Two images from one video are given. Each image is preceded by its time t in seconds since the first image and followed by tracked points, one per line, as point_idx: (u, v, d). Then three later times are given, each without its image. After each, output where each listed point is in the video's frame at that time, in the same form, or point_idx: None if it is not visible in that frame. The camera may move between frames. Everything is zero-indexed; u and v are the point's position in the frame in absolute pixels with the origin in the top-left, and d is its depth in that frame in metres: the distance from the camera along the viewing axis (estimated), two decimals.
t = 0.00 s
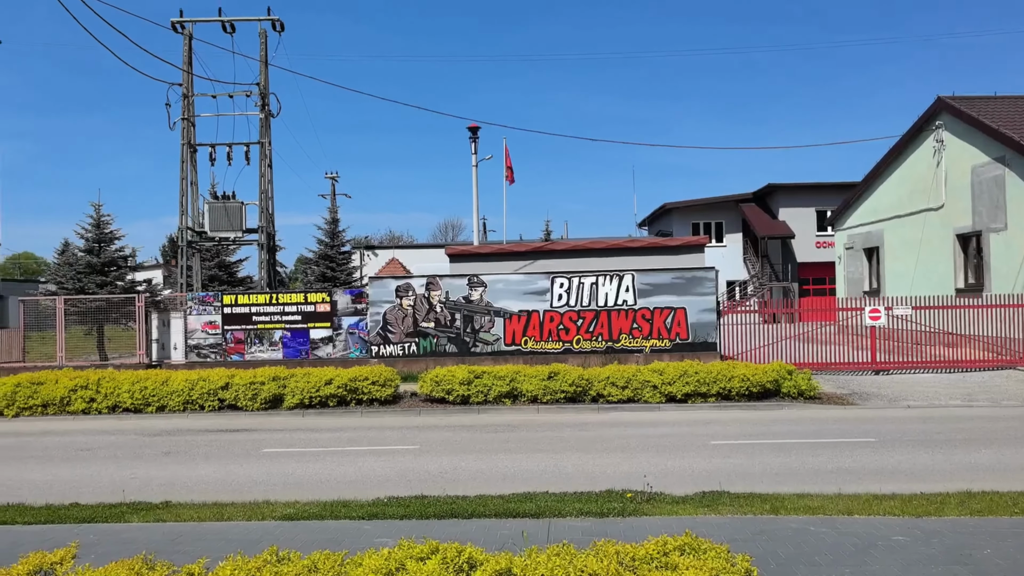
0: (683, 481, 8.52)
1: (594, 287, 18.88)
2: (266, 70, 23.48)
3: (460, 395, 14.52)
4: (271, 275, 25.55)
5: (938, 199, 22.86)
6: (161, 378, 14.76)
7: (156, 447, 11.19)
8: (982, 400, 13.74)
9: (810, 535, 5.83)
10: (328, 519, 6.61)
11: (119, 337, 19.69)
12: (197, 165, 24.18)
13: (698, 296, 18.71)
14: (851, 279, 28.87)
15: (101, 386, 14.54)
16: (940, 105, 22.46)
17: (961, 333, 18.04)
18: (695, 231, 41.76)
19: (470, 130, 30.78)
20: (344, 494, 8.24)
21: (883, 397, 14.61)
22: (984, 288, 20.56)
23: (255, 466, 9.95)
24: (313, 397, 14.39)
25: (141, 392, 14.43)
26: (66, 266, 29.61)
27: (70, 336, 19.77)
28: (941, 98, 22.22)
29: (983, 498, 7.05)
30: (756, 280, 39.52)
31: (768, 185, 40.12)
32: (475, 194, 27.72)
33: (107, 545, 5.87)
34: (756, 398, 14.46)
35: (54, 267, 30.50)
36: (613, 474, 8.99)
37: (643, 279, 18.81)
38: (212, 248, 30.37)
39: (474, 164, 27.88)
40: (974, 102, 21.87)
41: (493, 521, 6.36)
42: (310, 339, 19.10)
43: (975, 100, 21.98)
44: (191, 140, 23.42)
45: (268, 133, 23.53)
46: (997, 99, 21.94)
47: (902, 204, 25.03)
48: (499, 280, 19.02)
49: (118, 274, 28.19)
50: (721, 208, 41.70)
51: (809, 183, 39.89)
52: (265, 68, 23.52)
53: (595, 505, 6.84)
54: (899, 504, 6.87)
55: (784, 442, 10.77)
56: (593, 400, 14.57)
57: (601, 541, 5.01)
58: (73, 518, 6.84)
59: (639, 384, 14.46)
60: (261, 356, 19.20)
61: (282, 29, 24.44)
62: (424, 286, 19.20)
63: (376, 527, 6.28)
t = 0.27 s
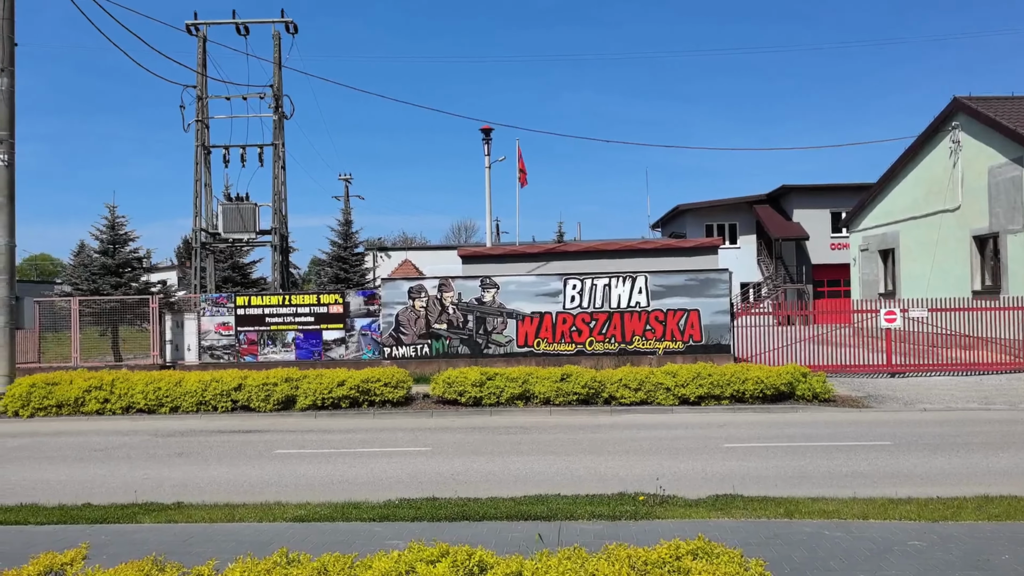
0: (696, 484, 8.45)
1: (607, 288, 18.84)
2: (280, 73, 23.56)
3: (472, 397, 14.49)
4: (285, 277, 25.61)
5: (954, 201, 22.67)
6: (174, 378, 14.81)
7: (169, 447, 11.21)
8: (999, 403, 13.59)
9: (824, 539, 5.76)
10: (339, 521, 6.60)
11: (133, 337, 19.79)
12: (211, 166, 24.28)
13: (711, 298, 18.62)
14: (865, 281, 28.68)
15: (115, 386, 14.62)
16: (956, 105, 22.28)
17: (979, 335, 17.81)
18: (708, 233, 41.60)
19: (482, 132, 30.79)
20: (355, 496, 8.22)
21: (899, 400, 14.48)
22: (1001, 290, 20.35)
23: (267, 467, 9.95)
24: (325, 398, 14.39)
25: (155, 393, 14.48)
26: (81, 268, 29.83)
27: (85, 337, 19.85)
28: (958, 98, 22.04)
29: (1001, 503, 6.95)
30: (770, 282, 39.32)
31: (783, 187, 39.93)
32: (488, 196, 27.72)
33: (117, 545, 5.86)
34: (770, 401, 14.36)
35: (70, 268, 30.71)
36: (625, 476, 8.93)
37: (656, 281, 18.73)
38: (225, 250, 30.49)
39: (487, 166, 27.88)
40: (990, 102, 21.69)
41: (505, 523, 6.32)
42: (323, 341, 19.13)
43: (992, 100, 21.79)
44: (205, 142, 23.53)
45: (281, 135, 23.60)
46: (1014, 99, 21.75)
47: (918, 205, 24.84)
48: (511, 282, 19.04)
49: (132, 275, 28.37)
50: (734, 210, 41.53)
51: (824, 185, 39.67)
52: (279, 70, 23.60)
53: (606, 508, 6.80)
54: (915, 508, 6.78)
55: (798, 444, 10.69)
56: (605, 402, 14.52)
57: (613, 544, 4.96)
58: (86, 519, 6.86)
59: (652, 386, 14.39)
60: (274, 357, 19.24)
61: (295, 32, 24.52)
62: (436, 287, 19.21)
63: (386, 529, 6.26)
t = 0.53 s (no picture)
0: (706, 486, 8.39)
1: (617, 290, 18.79)
2: (290, 75, 23.62)
3: (482, 399, 14.47)
4: (295, 278, 25.65)
5: (967, 202, 22.53)
6: (185, 379, 14.83)
7: (179, 448, 11.24)
8: (1013, 406, 13.48)
9: (835, 543, 5.71)
10: (348, 522, 6.58)
11: (143, 339, 19.87)
12: (222, 168, 24.34)
13: (722, 299, 18.55)
14: (877, 283, 28.52)
15: (126, 387, 14.65)
16: (969, 106, 22.13)
17: (991, 338, 17.74)
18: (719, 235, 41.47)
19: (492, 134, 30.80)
20: (364, 498, 8.20)
21: (912, 403, 14.37)
22: (1014, 292, 20.21)
23: (276, 468, 9.95)
24: (335, 400, 14.39)
25: (165, 394, 14.52)
26: (93, 269, 29.97)
27: (97, 338, 19.89)
28: (971, 99, 21.91)
29: (1015, 506, 6.86)
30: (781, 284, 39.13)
31: (794, 188, 39.78)
32: (498, 198, 27.70)
33: (126, 546, 5.85)
34: (781, 403, 14.29)
35: (82, 270, 30.86)
36: (636, 479, 8.88)
37: (666, 282, 18.68)
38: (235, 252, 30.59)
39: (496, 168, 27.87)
40: (1003, 103, 21.55)
41: (515, 526, 6.29)
42: (332, 342, 19.15)
43: (1005, 101, 21.66)
44: (215, 143, 23.59)
45: (292, 137, 23.65)
46: None
47: (930, 207, 24.70)
48: (521, 283, 19.02)
49: (143, 276, 28.47)
50: (745, 211, 41.40)
51: (835, 186, 39.49)
52: (289, 72, 23.65)
53: (616, 511, 6.76)
54: (931, 511, 6.72)
55: (810, 447, 10.62)
56: (615, 404, 14.47)
57: (623, 547, 4.92)
58: (96, 519, 6.86)
59: (663, 388, 14.34)
60: (284, 358, 19.26)
61: (306, 34, 24.59)
62: (446, 288, 19.21)
63: (396, 531, 6.24)
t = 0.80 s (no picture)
0: (716, 489, 8.32)
1: (625, 291, 18.73)
2: (298, 76, 23.62)
3: (489, 400, 14.43)
4: (303, 279, 25.66)
5: (977, 203, 22.40)
6: (193, 380, 14.83)
7: (187, 449, 11.24)
8: None
9: (847, 548, 5.64)
10: (356, 524, 6.55)
11: (151, 340, 19.90)
12: (230, 169, 24.37)
13: (731, 301, 18.48)
14: (887, 285, 28.38)
15: (134, 388, 14.66)
16: (980, 106, 22.00)
17: (1002, 341, 17.61)
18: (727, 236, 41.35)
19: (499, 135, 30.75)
20: (372, 499, 8.16)
21: (923, 405, 14.27)
22: None
23: (284, 470, 9.93)
24: (342, 401, 14.37)
25: (174, 395, 14.53)
26: (102, 270, 30.05)
27: (106, 338, 19.93)
28: (981, 99, 21.79)
29: None
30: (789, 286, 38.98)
31: (802, 190, 39.64)
32: (505, 199, 27.67)
33: (132, 548, 5.82)
34: (791, 405, 14.21)
35: (90, 271, 30.94)
36: (645, 481, 8.82)
37: (674, 284, 18.62)
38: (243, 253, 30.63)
39: (504, 168, 27.82)
40: (1014, 104, 21.43)
41: (524, 528, 6.24)
42: (340, 343, 19.14)
43: (1016, 101, 21.53)
44: (224, 144, 23.62)
45: (300, 138, 23.67)
46: None
47: (941, 208, 24.56)
48: (529, 285, 18.96)
49: (151, 277, 28.52)
50: (753, 213, 41.25)
51: (844, 188, 39.34)
52: (297, 73, 23.67)
53: (626, 513, 6.70)
54: (944, 515, 6.64)
55: (820, 449, 10.54)
56: (623, 406, 14.42)
57: (633, 550, 4.87)
58: (103, 520, 6.85)
59: (671, 390, 14.28)
60: (291, 359, 19.27)
61: (314, 35, 24.61)
62: (454, 290, 19.18)
63: (404, 533, 6.19)
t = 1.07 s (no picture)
0: (725, 492, 8.26)
1: (632, 292, 18.66)
2: (305, 77, 23.61)
3: (497, 401, 14.38)
4: (309, 280, 25.65)
5: (987, 204, 22.27)
6: (200, 381, 14.82)
7: (194, 450, 11.22)
8: None
9: (858, 551, 5.57)
10: (363, 526, 6.50)
11: (158, 340, 19.91)
12: (237, 170, 24.37)
13: (739, 302, 18.39)
14: (896, 286, 28.24)
15: (141, 388, 14.65)
16: (990, 106, 21.87)
17: (1013, 342, 17.48)
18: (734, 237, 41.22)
19: (506, 136, 30.71)
20: (379, 501, 8.12)
21: (933, 407, 14.16)
22: None
23: (291, 471, 9.90)
24: (349, 402, 14.34)
25: (180, 395, 14.51)
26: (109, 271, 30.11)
27: (113, 339, 19.96)
28: (991, 99, 21.67)
29: None
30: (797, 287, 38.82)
31: (810, 190, 39.48)
32: (512, 200, 27.62)
33: (138, 550, 5.78)
34: (799, 407, 14.12)
35: (98, 271, 31.00)
36: (653, 484, 8.76)
37: (682, 285, 18.54)
38: (250, 254, 30.65)
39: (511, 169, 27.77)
40: None
41: (533, 531, 6.19)
42: (347, 344, 19.12)
43: None
44: (231, 145, 23.63)
45: (307, 139, 23.66)
46: None
47: (950, 209, 24.41)
48: (536, 286, 18.90)
49: (158, 277, 28.56)
50: (761, 213, 41.11)
51: (852, 188, 39.18)
52: (304, 73, 23.66)
53: (635, 516, 6.64)
54: (956, 519, 6.56)
55: (829, 452, 10.46)
56: (631, 408, 14.35)
57: (644, 555, 4.80)
58: (109, 522, 6.81)
59: (679, 391, 14.20)
60: (298, 360, 19.25)
61: (321, 35, 24.60)
62: (461, 291, 19.14)
63: (411, 536, 6.15)
